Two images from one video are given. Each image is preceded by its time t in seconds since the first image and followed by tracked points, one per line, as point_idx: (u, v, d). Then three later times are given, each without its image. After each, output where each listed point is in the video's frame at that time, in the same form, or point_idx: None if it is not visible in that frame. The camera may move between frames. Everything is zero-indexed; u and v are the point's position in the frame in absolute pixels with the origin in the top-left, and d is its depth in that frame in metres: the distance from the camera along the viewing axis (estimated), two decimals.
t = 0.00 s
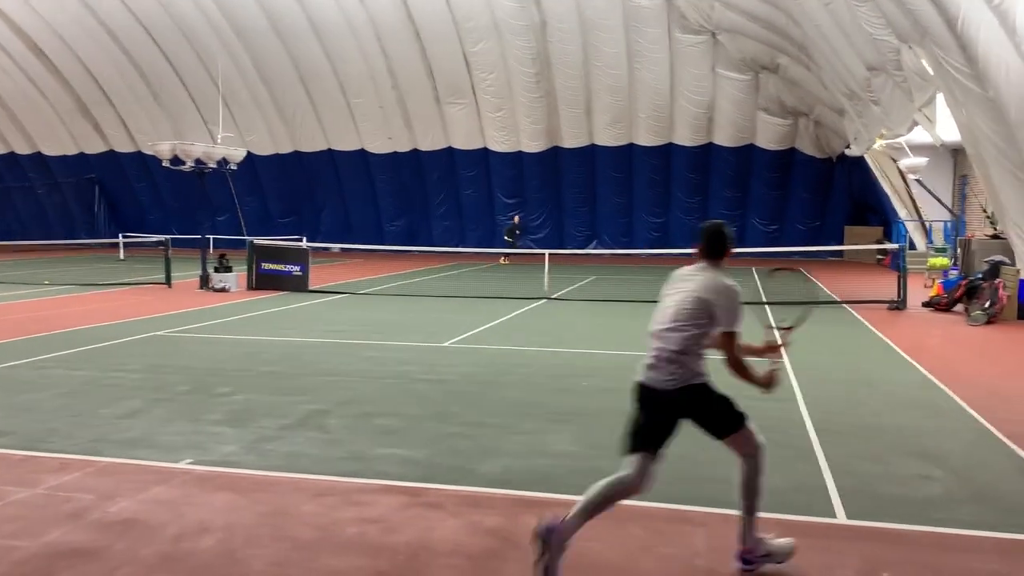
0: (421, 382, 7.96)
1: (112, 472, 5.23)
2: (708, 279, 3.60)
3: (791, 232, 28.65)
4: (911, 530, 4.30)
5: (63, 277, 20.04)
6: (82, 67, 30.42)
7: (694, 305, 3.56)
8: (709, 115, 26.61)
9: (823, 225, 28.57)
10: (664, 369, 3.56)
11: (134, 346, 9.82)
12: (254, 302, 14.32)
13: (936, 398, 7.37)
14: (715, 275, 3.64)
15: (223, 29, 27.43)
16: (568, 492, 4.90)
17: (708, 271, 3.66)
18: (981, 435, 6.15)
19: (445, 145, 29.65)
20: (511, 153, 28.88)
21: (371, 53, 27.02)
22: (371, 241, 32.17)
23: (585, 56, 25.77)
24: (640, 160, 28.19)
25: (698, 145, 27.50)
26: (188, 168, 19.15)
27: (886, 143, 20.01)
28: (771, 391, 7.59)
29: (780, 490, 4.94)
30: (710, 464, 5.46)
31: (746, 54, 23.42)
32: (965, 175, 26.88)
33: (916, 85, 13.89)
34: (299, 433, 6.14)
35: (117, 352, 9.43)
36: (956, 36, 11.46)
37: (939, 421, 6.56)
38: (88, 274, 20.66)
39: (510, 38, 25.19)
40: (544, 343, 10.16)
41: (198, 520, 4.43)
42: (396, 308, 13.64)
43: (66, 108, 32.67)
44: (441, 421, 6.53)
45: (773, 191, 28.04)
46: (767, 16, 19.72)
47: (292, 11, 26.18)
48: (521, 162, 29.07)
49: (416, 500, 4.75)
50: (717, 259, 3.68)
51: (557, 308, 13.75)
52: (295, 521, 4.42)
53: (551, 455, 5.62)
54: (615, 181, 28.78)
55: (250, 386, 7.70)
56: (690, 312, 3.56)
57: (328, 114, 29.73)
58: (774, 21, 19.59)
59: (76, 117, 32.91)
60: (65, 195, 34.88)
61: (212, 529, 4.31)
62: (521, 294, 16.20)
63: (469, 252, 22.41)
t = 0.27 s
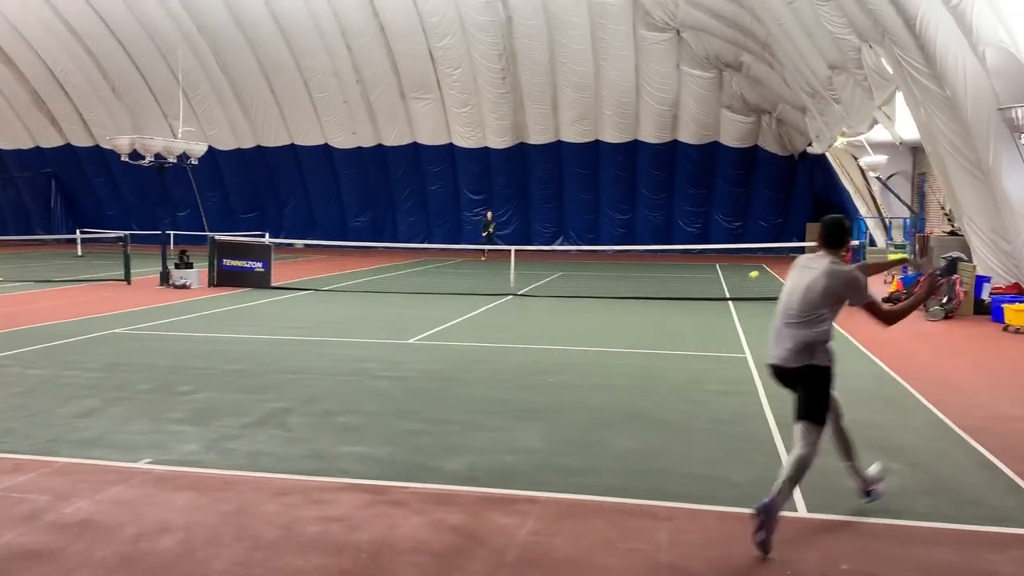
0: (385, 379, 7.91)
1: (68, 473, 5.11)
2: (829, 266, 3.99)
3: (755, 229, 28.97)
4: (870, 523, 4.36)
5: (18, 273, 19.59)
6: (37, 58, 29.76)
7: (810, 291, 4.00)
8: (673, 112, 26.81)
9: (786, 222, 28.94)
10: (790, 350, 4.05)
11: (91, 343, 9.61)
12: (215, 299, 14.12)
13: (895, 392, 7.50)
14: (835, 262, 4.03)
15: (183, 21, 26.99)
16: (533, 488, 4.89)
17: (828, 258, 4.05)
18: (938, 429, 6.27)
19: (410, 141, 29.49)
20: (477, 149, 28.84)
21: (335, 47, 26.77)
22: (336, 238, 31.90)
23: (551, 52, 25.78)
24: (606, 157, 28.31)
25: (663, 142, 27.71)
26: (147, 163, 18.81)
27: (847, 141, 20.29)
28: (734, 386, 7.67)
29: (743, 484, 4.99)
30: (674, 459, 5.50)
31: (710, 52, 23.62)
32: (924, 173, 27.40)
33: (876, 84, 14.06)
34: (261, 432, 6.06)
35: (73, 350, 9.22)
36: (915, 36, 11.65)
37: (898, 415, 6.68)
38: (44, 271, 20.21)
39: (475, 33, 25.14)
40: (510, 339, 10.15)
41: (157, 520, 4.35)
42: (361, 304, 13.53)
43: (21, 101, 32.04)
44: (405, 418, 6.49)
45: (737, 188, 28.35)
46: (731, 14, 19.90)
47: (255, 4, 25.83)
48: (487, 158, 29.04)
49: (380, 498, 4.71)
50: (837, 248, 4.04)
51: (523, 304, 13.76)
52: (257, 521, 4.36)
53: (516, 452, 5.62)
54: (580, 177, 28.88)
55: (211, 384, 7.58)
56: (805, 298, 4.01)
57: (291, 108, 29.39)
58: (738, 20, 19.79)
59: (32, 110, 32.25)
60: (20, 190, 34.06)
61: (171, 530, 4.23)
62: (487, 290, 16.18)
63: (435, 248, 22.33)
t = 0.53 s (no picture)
0: (365, 380, 7.88)
1: (42, 476, 5.06)
2: (921, 271, 4.71)
3: (733, 229, 29.15)
4: (847, 522, 4.41)
5: None
6: (11, 56, 29.38)
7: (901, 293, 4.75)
8: (653, 113, 26.94)
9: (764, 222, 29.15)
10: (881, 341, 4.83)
11: (66, 345, 9.50)
12: (193, 300, 14.01)
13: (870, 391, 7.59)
14: (930, 267, 4.71)
15: (160, 19, 26.76)
16: (512, 488, 4.90)
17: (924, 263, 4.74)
18: (914, 428, 6.35)
19: (390, 141, 29.40)
20: (457, 149, 28.82)
21: (314, 46, 26.63)
22: (315, 238, 31.73)
23: (531, 52, 25.80)
24: (585, 157, 28.38)
25: (642, 142, 27.85)
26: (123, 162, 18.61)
27: (824, 142, 20.46)
28: (712, 386, 7.73)
29: (721, 483, 5.03)
30: (653, 458, 5.53)
31: (689, 53, 23.74)
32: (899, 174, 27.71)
33: (852, 86, 14.26)
34: (239, 433, 6.02)
35: (47, 351, 9.11)
36: (891, 38, 11.79)
37: (874, 414, 6.76)
38: (18, 271, 19.96)
39: (455, 33, 25.14)
40: (489, 340, 10.15)
41: (133, 523, 4.31)
42: (339, 305, 13.48)
43: None
44: (384, 419, 6.48)
45: (715, 189, 28.53)
46: (709, 15, 20.03)
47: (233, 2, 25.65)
48: (467, 158, 29.03)
49: (359, 500, 4.70)
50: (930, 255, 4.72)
51: (503, 304, 13.76)
52: (235, 523, 4.33)
53: (496, 452, 5.62)
54: (560, 178, 28.94)
55: (188, 385, 7.53)
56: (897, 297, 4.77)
57: (270, 108, 29.20)
58: (716, 22, 19.92)
59: (7, 108, 31.91)
60: None
61: (148, 533, 4.19)
62: (467, 290, 16.17)
63: (415, 248, 22.30)
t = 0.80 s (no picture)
0: (361, 383, 7.87)
1: (37, 480, 5.04)
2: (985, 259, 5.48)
3: (728, 231, 29.21)
4: (842, 524, 4.41)
5: None
6: (6, 59, 29.33)
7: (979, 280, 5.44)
8: (648, 116, 26.99)
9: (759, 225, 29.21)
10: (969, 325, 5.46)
11: (61, 349, 9.48)
12: (188, 303, 13.99)
13: (865, 393, 7.60)
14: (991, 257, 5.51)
15: (156, 23, 26.75)
16: (508, 492, 4.90)
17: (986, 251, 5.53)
18: (909, 430, 6.35)
19: (386, 144, 29.41)
20: (453, 152, 28.86)
21: (310, 49, 26.63)
22: (311, 241, 31.71)
23: (526, 55, 25.83)
24: (581, 160, 28.41)
25: (638, 145, 27.90)
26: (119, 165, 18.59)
27: (819, 145, 20.51)
28: (708, 388, 7.74)
29: (716, 486, 5.03)
30: (649, 461, 5.52)
31: (684, 57, 23.79)
32: (894, 177, 27.81)
33: (847, 89, 14.28)
34: (235, 437, 6.01)
35: (41, 355, 9.08)
36: (885, 41, 11.85)
37: (869, 416, 6.77)
38: (13, 275, 19.90)
39: (451, 36, 25.18)
40: (485, 343, 10.15)
41: (128, 528, 4.30)
42: (335, 308, 13.47)
43: None
44: (379, 422, 6.47)
45: (710, 192, 28.60)
46: (704, 19, 20.08)
47: (228, 5, 25.64)
48: (463, 161, 29.07)
49: (355, 503, 4.70)
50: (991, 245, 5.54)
51: (498, 307, 13.76)
52: (230, 528, 4.32)
53: (491, 455, 5.62)
54: (556, 180, 28.97)
55: (184, 389, 7.51)
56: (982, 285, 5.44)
57: (266, 111, 29.18)
58: (711, 24, 19.96)
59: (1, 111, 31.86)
60: None
61: (143, 537, 4.18)
62: (463, 293, 16.17)
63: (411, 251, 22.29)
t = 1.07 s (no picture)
0: (365, 387, 7.88)
1: (43, 485, 5.05)
2: None
3: (732, 234, 29.18)
4: (846, 528, 4.40)
5: None
6: (11, 65, 29.44)
7: None
8: (651, 119, 26.99)
9: (762, 227, 29.19)
10: None
11: (66, 354, 9.50)
12: (192, 308, 14.01)
13: (870, 396, 7.59)
14: None
15: (160, 29, 26.86)
16: (512, 495, 4.90)
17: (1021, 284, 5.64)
18: (914, 433, 6.34)
19: (389, 148, 29.45)
20: (456, 156, 28.90)
21: (313, 54, 26.69)
22: (315, 245, 31.77)
23: (529, 59, 25.86)
24: (583, 163, 28.41)
25: (641, 149, 27.90)
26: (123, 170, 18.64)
27: (822, 148, 20.48)
28: (711, 392, 7.72)
29: (721, 489, 5.02)
30: (653, 465, 5.52)
31: (686, 60, 23.80)
32: (897, 179, 27.77)
33: (850, 91, 14.28)
34: (240, 442, 6.02)
35: (46, 360, 9.10)
36: (888, 43, 11.79)
37: (874, 419, 6.75)
38: (18, 280, 19.96)
39: (454, 41, 25.22)
40: (489, 346, 10.15)
41: (134, 533, 4.30)
42: (339, 312, 13.48)
43: None
44: (384, 427, 6.48)
45: (713, 195, 28.59)
46: (707, 22, 20.09)
47: (231, 11, 25.71)
48: (466, 165, 29.12)
49: (359, 507, 4.70)
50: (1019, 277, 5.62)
51: (501, 311, 13.75)
52: (235, 532, 4.32)
53: (496, 460, 5.62)
54: (559, 184, 28.98)
55: (189, 394, 7.52)
56: None
57: (269, 116, 29.25)
58: (714, 28, 19.96)
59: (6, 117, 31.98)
60: None
61: (148, 542, 4.18)
62: (466, 297, 16.18)
63: (415, 255, 22.31)
